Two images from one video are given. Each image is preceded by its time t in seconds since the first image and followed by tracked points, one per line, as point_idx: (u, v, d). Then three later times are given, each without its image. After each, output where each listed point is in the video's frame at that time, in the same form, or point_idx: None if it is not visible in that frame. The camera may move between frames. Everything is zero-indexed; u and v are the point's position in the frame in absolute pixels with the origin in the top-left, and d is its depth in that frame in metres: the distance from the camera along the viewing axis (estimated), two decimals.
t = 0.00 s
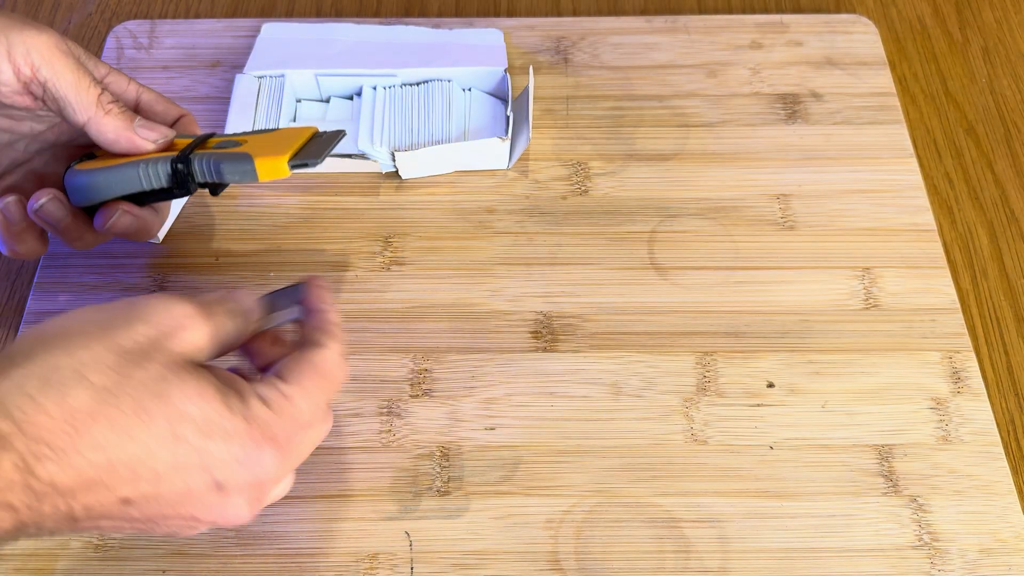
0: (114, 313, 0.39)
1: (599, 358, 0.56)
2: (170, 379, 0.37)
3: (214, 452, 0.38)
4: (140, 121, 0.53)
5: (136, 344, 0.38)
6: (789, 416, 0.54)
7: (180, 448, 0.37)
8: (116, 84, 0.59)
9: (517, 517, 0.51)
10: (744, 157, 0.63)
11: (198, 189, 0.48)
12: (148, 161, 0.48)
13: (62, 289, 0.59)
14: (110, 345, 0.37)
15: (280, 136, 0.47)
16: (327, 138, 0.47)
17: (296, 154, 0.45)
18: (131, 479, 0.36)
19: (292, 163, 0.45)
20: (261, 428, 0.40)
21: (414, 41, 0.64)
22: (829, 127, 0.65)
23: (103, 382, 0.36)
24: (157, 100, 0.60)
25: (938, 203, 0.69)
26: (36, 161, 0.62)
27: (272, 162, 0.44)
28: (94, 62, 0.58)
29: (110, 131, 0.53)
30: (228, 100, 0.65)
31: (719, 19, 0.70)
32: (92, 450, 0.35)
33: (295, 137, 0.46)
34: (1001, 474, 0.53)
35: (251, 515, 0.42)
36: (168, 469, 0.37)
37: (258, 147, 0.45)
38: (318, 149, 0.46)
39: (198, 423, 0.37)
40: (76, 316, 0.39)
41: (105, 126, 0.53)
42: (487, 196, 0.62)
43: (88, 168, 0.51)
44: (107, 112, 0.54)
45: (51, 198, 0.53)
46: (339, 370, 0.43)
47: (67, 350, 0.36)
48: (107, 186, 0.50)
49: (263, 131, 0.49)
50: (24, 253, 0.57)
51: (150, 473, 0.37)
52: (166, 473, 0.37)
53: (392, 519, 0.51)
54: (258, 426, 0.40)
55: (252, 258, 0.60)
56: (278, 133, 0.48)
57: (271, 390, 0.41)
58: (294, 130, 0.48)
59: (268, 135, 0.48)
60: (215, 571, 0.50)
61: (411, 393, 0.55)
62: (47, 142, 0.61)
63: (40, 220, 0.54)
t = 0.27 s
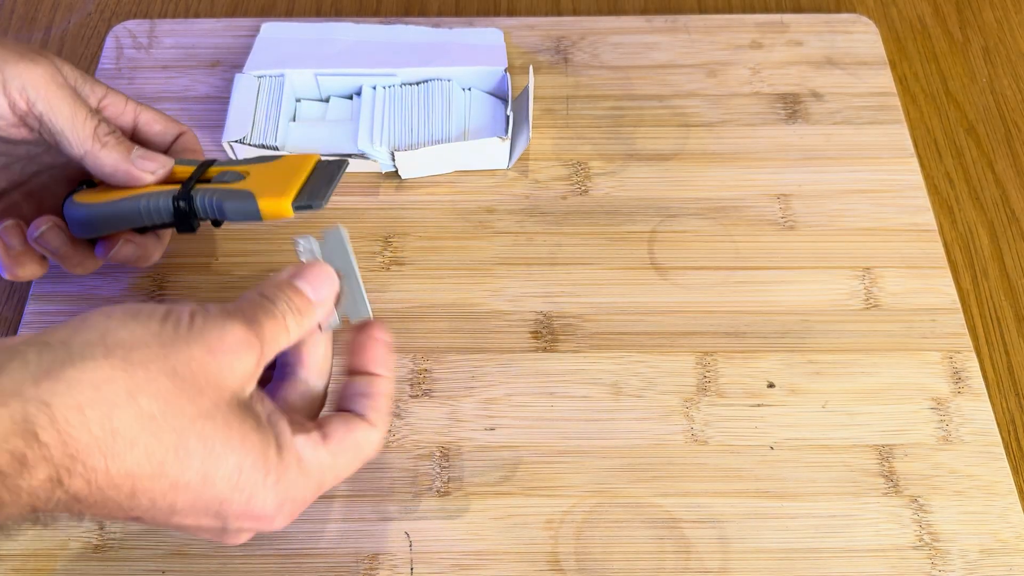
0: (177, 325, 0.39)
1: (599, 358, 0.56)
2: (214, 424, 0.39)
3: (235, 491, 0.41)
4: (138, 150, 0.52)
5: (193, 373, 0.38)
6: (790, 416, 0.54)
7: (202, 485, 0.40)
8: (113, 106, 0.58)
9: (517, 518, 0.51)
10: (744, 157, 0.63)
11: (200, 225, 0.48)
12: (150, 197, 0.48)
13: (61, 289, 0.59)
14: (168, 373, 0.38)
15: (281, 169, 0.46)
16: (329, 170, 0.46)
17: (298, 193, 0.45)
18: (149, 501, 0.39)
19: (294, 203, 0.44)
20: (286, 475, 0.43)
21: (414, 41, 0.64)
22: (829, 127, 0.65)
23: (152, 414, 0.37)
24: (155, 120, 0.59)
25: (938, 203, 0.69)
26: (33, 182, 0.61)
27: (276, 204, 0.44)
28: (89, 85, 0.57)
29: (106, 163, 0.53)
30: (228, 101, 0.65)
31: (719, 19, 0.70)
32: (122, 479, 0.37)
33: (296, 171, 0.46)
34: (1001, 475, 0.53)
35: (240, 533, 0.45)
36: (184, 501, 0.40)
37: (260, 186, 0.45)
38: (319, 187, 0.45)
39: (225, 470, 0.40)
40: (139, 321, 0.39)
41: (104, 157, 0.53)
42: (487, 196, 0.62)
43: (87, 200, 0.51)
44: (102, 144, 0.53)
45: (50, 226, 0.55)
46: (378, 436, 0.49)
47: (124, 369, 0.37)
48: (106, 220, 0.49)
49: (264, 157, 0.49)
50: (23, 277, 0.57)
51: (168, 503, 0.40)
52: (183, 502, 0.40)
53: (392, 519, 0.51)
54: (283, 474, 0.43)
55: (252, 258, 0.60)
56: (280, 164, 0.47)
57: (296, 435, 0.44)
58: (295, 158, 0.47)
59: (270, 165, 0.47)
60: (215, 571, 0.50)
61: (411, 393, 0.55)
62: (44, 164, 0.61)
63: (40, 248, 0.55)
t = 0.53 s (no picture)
0: (174, 353, 0.41)
1: (599, 358, 0.56)
2: (195, 453, 0.42)
3: (209, 513, 0.44)
4: (133, 171, 0.50)
5: (183, 404, 0.41)
6: (790, 416, 0.54)
7: (179, 505, 0.43)
8: (109, 118, 0.58)
9: (517, 518, 0.51)
10: (744, 157, 0.63)
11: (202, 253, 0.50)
12: (153, 226, 0.48)
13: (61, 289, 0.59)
14: (160, 405, 0.41)
15: (283, 197, 0.48)
16: (330, 201, 0.49)
17: (304, 229, 0.48)
18: (133, 511, 0.43)
19: (302, 238, 0.48)
20: (258, 500, 0.46)
21: (413, 41, 0.64)
22: (829, 127, 0.65)
23: (140, 442, 0.40)
24: (152, 127, 0.58)
25: (938, 203, 0.69)
26: (30, 197, 0.60)
27: (284, 241, 0.47)
28: (83, 100, 0.56)
29: (101, 188, 0.50)
30: (228, 101, 0.65)
31: (719, 19, 0.70)
32: (108, 493, 0.41)
33: (299, 202, 0.48)
34: (1001, 475, 0.53)
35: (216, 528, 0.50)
36: (163, 514, 0.44)
37: (266, 219, 0.47)
38: (323, 219, 0.48)
39: (203, 494, 0.43)
40: (141, 346, 0.41)
41: (98, 181, 0.50)
42: (487, 196, 0.62)
43: (88, 229, 0.50)
44: (99, 166, 0.51)
45: (52, 248, 0.55)
46: (331, 438, 0.49)
47: (120, 398, 0.40)
48: (110, 250, 0.49)
49: (260, 176, 0.50)
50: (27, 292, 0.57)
51: (149, 514, 0.44)
52: (162, 514, 0.44)
53: (392, 519, 0.51)
54: (256, 498, 0.46)
55: (252, 258, 0.59)
56: (280, 189, 0.49)
57: (275, 458, 0.47)
58: (295, 184, 0.49)
59: (269, 189, 0.49)
60: (215, 571, 0.50)
61: (411, 393, 0.55)
62: (42, 179, 0.60)
63: (42, 268, 0.56)
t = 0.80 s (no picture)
0: (172, 365, 0.42)
1: (599, 358, 0.56)
2: (191, 465, 0.43)
3: (202, 523, 0.45)
4: (136, 179, 0.49)
5: (180, 416, 0.42)
6: (790, 416, 0.54)
7: (174, 515, 0.44)
8: (113, 123, 0.57)
9: (517, 518, 0.51)
10: (744, 157, 0.63)
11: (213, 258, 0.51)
12: (162, 236, 0.49)
13: (62, 289, 0.59)
14: (159, 417, 0.41)
15: (289, 204, 0.49)
16: (335, 206, 0.50)
17: (313, 236, 0.49)
18: (130, 520, 0.44)
19: (311, 246, 0.49)
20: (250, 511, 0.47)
21: (414, 41, 0.64)
22: (829, 127, 0.65)
23: (139, 453, 0.41)
24: (155, 128, 0.58)
25: (938, 203, 0.69)
26: (34, 199, 0.59)
27: (294, 250, 0.48)
28: (87, 105, 0.56)
29: (109, 196, 0.50)
30: (228, 100, 0.65)
31: (719, 19, 0.70)
32: (105, 501, 0.41)
33: (306, 210, 0.49)
34: (1001, 475, 0.53)
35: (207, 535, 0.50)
36: (158, 522, 0.44)
37: (275, 228, 0.48)
38: (331, 226, 0.49)
39: (196, 503, 0.44)
40: (142, 359, 0.41)
41: (105, 189, 0.50)
42: (487, 196, 0.62)
43: (97, 240, 0.50)
44: (106, 174, 0.50)
45: (59, 252, 0.54)
46: (312, 444, 0.49)
47: (121, 410, 0.40)
48: (122, 262, 0.50)
49: (264, 180, 0.50)
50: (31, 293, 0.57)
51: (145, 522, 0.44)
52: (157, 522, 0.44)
53: (392, 519, 0.51)
54: (248, 508, 0.47)
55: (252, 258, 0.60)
56: (286, 196, 0.49)
57: (267, 469, 0.47)
58: (300, 190, 0.50)
59: (274, 195, 0.49)
60: (215, 571, 0.50)
61: (411, 393, 0.55)
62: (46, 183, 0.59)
63: (49, 270, 0.55)
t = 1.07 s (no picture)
0: (199, 377, 0.42)
1: (599, 358, 0.56)
2: (219, 474, 0.43)
3: (227, 535, 0.45)
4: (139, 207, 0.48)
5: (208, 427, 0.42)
6: (790, 416, 0.54)
7: (201, 527, 0.43)
8: (115, 147, 0.56)
9: (518, 518, 0.51)
10: (744, 157, 0.63)
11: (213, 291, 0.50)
12: (165, 268, 0.48)
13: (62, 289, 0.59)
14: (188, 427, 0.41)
15: (289, 238, 0.49)
16: (337, 239, 0.50)
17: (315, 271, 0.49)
18: (156, 533, 0.43)
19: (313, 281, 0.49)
20: (274, 523, 0.47)
21: (414, 41, 0.64)
22: (829, 127, 0.65)
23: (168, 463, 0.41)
24: (159, 150, 0.57)
25: (938, 203, 0.69)
26: (36, 218, 0.56)
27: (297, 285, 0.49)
28: (88, 131, 0.55)
29: (108, 229, 0.48)
30: (228, 101, 0.65)
31: (719, 19, 0.70)
32: (134, 513, 0.41)
33: (309, 245, 0.49)
34: (1001, 475, 0.53)
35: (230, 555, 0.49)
36: (185, 535, 0.44)
37: (278, 264, 0.48)
38: (330, 261, 0.50)
39: (223, 514, 0.43)
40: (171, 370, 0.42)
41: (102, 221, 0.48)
42: (487, 196, 0.62)
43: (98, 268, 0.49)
44: (103, 207, 0.48)
45: (53, 266, 0.54)
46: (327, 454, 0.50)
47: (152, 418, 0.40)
48: (123, 292, 0.49)
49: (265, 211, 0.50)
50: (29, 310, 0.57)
51: (171, 534, 0.43)
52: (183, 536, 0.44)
53: (392, 519, 0.51)
54: (272, 519, 0.46)
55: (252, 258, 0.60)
56: (287, 228, 0.49)
57: (288, 480, 0.47)
58: (301, 222, 0.50)
59: (276, 227, 0.49)
60: (215, 571, 0.50)
61: (411, 393, 0.55)
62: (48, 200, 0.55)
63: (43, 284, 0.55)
